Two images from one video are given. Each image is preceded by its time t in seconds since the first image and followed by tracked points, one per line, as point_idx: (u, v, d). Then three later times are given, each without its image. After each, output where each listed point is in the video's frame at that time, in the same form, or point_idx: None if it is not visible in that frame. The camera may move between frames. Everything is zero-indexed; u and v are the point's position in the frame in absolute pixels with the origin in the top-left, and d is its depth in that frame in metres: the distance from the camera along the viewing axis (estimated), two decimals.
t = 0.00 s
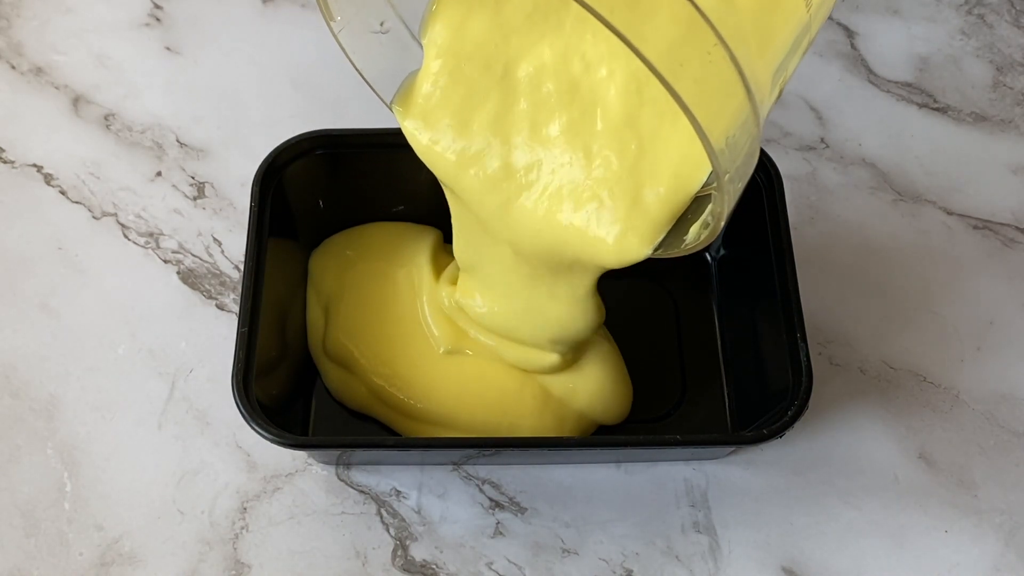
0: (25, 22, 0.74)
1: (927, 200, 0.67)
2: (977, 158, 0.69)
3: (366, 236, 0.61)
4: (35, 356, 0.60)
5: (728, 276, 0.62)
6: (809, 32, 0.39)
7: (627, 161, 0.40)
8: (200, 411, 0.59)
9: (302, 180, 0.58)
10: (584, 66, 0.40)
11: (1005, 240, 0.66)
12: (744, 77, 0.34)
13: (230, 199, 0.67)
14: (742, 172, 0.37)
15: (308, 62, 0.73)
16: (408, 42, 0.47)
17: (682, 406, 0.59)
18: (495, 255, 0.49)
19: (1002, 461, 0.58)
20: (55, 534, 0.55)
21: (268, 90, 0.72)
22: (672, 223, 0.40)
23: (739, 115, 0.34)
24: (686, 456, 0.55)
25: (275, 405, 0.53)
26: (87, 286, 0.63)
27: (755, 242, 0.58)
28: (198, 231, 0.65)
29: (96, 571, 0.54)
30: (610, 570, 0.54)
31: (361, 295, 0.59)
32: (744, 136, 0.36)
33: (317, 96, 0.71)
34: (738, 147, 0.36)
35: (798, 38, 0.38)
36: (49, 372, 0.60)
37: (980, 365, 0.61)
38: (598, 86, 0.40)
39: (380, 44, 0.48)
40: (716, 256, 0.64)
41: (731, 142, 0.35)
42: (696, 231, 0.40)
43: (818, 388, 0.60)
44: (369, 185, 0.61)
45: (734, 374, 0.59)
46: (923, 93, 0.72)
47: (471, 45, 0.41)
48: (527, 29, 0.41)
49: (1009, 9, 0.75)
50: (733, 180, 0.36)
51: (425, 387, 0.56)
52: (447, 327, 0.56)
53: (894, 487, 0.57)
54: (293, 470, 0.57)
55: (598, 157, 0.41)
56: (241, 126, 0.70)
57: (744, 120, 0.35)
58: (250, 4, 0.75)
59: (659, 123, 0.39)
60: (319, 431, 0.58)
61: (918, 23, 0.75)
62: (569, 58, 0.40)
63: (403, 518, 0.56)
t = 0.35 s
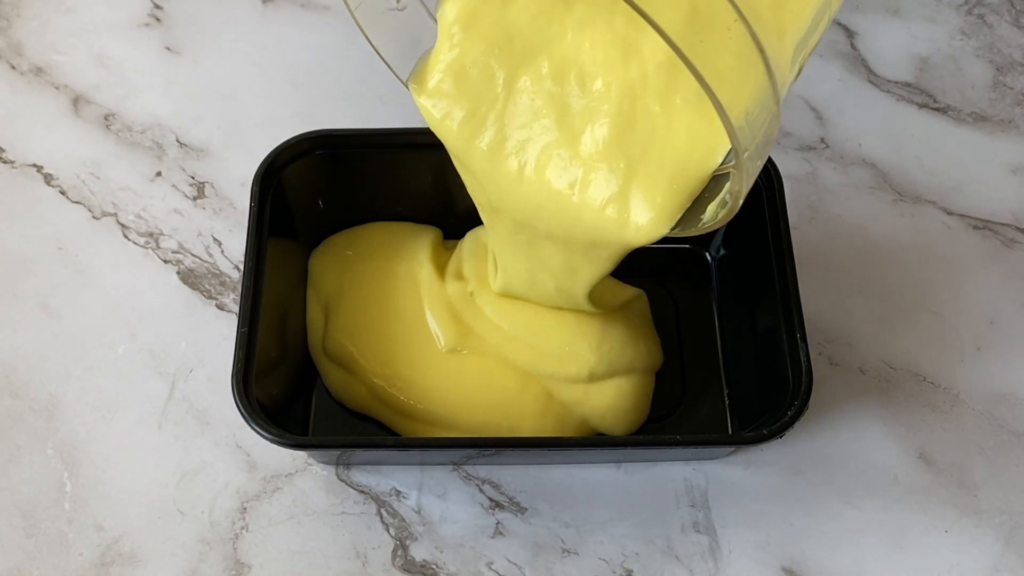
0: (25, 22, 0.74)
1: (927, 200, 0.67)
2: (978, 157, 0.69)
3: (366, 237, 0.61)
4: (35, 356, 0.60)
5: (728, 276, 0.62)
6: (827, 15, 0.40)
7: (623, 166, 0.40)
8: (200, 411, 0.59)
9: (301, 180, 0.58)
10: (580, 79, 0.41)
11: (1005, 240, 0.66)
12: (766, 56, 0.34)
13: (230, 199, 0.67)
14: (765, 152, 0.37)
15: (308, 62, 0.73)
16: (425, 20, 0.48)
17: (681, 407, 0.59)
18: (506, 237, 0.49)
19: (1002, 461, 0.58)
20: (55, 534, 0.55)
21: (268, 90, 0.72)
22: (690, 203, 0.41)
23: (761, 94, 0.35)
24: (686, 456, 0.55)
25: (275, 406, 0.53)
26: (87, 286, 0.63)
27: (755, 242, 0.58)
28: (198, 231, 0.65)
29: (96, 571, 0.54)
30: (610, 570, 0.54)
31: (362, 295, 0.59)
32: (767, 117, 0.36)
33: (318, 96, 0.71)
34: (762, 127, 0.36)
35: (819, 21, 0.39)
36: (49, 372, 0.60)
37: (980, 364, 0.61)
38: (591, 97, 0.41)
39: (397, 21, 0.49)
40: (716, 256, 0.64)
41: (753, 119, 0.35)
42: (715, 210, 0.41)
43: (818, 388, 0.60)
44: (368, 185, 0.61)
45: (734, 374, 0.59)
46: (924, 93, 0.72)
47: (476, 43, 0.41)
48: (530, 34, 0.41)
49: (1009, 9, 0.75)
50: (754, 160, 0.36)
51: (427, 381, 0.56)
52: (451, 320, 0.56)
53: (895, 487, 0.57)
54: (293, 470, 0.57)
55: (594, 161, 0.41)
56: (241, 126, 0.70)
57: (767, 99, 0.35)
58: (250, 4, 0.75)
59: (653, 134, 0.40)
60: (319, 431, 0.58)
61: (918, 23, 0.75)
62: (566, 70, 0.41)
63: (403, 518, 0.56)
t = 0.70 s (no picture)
0: (25, 22, 0.74)
1: (927, 200, 0.67)
2: (978, 157, 0.69)
3: (366, 237, 0.61)
4: (34, 356, 0.60)
5: (728, 276, 0.62)
6: (841, 19, 0.39)
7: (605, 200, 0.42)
8: (200, 411, 0.59)
9: (301, 181, 0.58)
10: (578, 108, 0.41)
11: (1005, 240, 0.66)
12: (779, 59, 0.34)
13: (230, 199, 0.67)
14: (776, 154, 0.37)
15: (308, 62, 0.73)
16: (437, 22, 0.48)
17: (681, 407, 0.59)
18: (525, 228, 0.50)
19: (1002, 461, 0.58)
20: (55, 534, 0.55)
21: (268, 90, 0.72)
22: (705, 204, 0.42)
23: (772, 92, 0.35)
24: (686, 456, 0.55)
25: (275, 406, 0.53)
26: (87, 286, 0.63)
27: (755, 241, 0.58)
28: (198, 231, 0.65)
29: (96, 571, 0.54)
30: (610, 570, 0.54)
31: (361, 294, 0.59)
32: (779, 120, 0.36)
33: (318, 96, 0.71)
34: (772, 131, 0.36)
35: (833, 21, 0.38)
36: (49, 372, 0.60)
37: (980, 364, 0.61)
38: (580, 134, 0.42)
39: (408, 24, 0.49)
40: (716, 256, 0.64)
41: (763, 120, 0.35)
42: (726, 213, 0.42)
43: (818, 389, 0.60)
44: (368, 185, 0.61)
45: (734, 374, 0.59)
46: (924, 93, 0.72)
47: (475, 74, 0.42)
48: (528, 66, 0.42)
49: (1009, 9, 0.75)
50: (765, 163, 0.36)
51: (426, 380, 0.56)
52: (452, 320, 0.56)
53: (895, 487, 0.57)
54: (293, 470, 0.57)
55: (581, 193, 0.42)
56: (241, 126, 0.70)
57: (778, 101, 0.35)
58: (250, 4, 0.75)
59: (636, 174, 0.41)
60: (319, 431, 0.58)
61: (918, 23, 0.75)
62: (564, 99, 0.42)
63: (404, 518, 0.56)
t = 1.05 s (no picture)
0: (25, 22, 0.74)
1: (927, 200, 0.67)
2: (978, 157, 0.69)
3: (366, 238, 0.61)
4: (34, 357, 0.60)
5: (728, 276, 0.62)
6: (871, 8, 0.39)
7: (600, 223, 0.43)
8: (200, 411, 0.59)
9: (301, 181, 0.58)
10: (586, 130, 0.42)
11: (1005, 240, 0.66)
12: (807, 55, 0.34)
13: (230, 199, 0.67)
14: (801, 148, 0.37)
15: (308, 62, 0.73)
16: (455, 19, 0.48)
17: (681, 407, 0.59)
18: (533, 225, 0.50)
19: (1002, 461, 0.58)
20: (55, 534, 0.55)
21: (268, 91, 0.72)
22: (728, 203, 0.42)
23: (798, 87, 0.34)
24: (685, 456, 0.55)
25: (275, 406, 0.53)
26: (86, 286, 0.63)
27: (754, 241, 0.58)
28: (198, 231, 0.65)
29: (96, 572, 0.54)
30: (610, 570, 0.54)
31: (361, 295, 0.59)
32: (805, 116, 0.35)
33: (318, 96, 0.71)
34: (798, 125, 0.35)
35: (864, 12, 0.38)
36: (49, 372, 0.60)
37: (980, 364, 0.61)
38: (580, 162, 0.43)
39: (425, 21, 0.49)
40: (716, 256, 0.64)
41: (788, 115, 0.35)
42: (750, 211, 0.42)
43: (817, 389, 0.60)
44: (367, 185, 0.61)
45: (733, 374, 0.59)
46: (924, 93, 0.72)
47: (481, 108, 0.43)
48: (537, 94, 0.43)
49: (1009, 9, 0.75)
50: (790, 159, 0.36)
51: (426, 380, 0.56)
52: (452, 321, 0.57)
53: (895, 487, 0.57)
54: (293, 470, 0.57)
55: (580, 214, 0.44)
56: (241, 126, 0.70)
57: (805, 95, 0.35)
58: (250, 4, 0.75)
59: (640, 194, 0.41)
60: (319, 431, 0.58)
61: (918, 23, 0.75)
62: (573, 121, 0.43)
63: (404, 518, 0.56)
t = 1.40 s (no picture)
0: (25, 21, 0.74)
1: (927, 200, 0.67)
2: (977, 157, 0.69)
3: (366, 238, 0.61)
4: (34, 356, 0.60)
5: (728, 276, 0.62)
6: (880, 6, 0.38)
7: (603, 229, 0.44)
8: (200, 411, 0.59)
9: (300, 182, 0.58)
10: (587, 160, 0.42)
11: (1005, 240, 0.66)
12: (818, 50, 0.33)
13: (230, 199, 0.67)
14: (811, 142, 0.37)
15: (308, 62, 0.73)
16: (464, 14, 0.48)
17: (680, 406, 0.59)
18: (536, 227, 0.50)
19: (1001, 461, 0.58)
20: (55, 534, 0.55)
21: (268, 91, 0.72)
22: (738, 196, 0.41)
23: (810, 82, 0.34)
24: (685, 456, 0.55)
25: (275, 406, 0.53)
26: (86, 286, 0.63)
27: (754, 241, 0.58)
28: (198, 231, 0.65)
29: (96, 572, 0.54)
30: (610, 569, 0.54)
31: (361, 295, 0.59)
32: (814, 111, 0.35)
33: (317, 96, 0.71)
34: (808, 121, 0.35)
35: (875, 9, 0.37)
36: (49, 372, 0.60)
37: (980, 364, 0.61)
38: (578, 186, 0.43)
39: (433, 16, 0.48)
40: (716, 256, 0.64)
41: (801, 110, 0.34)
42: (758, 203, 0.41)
43: (818, 389, 0.60)
44: (368, 186, 0.61)
45: (733, 374, 0.59)
46: (923, 93, 0.72)
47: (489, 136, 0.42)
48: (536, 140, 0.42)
49: (1009, 9, 0.75)
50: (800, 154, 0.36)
51: (427, 380, 0.56)
52: (452, 322, 0.57)
53: (895, 487, 0.57)
54: (292, 470, 0.57)
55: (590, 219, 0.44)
56: (241, 126, 0.70)
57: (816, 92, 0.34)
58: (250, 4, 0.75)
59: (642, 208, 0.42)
60: (319, 431, 0.58)
61: (918, 23, 0.75)
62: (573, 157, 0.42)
63: (404, 518, 0.56)
